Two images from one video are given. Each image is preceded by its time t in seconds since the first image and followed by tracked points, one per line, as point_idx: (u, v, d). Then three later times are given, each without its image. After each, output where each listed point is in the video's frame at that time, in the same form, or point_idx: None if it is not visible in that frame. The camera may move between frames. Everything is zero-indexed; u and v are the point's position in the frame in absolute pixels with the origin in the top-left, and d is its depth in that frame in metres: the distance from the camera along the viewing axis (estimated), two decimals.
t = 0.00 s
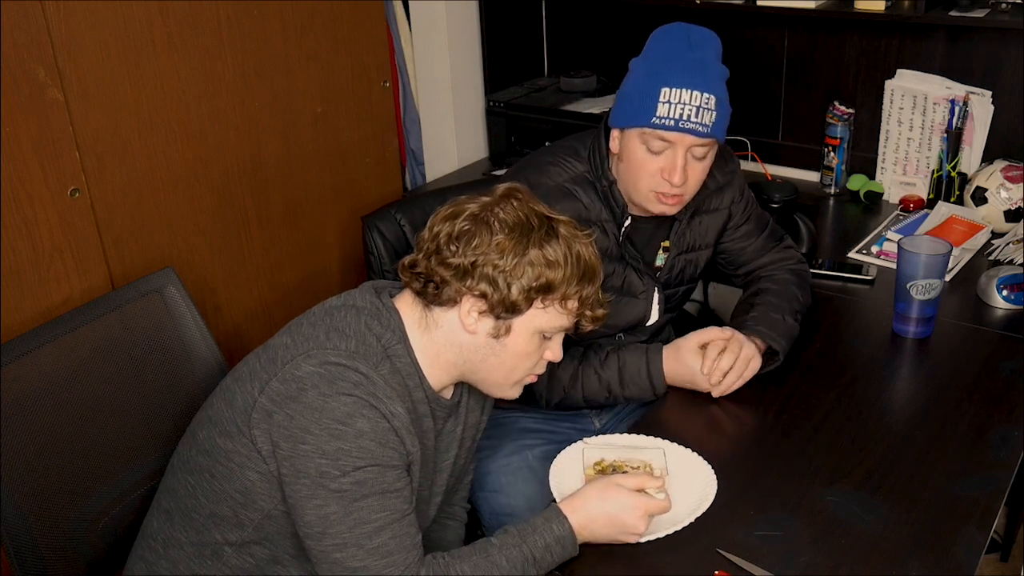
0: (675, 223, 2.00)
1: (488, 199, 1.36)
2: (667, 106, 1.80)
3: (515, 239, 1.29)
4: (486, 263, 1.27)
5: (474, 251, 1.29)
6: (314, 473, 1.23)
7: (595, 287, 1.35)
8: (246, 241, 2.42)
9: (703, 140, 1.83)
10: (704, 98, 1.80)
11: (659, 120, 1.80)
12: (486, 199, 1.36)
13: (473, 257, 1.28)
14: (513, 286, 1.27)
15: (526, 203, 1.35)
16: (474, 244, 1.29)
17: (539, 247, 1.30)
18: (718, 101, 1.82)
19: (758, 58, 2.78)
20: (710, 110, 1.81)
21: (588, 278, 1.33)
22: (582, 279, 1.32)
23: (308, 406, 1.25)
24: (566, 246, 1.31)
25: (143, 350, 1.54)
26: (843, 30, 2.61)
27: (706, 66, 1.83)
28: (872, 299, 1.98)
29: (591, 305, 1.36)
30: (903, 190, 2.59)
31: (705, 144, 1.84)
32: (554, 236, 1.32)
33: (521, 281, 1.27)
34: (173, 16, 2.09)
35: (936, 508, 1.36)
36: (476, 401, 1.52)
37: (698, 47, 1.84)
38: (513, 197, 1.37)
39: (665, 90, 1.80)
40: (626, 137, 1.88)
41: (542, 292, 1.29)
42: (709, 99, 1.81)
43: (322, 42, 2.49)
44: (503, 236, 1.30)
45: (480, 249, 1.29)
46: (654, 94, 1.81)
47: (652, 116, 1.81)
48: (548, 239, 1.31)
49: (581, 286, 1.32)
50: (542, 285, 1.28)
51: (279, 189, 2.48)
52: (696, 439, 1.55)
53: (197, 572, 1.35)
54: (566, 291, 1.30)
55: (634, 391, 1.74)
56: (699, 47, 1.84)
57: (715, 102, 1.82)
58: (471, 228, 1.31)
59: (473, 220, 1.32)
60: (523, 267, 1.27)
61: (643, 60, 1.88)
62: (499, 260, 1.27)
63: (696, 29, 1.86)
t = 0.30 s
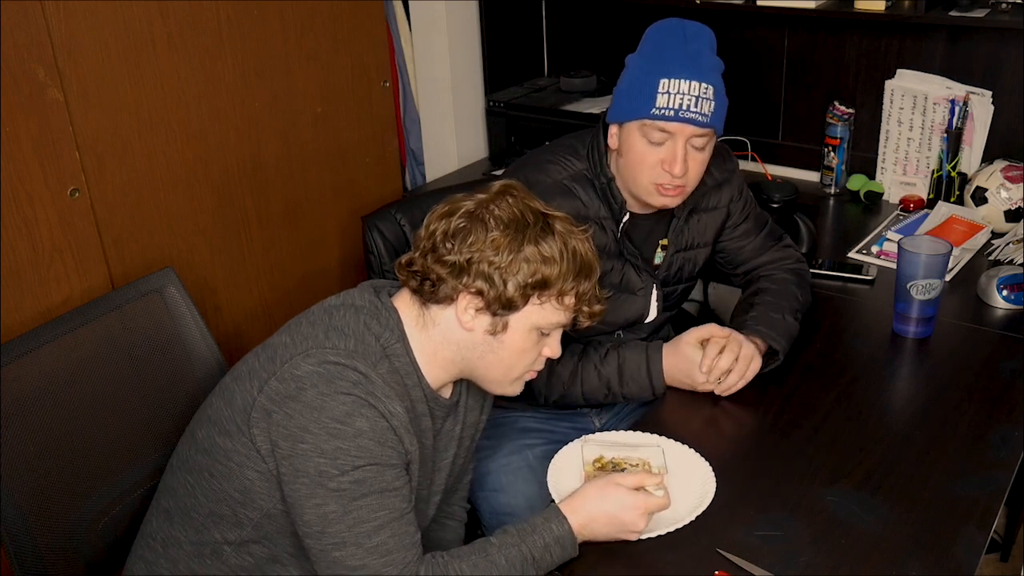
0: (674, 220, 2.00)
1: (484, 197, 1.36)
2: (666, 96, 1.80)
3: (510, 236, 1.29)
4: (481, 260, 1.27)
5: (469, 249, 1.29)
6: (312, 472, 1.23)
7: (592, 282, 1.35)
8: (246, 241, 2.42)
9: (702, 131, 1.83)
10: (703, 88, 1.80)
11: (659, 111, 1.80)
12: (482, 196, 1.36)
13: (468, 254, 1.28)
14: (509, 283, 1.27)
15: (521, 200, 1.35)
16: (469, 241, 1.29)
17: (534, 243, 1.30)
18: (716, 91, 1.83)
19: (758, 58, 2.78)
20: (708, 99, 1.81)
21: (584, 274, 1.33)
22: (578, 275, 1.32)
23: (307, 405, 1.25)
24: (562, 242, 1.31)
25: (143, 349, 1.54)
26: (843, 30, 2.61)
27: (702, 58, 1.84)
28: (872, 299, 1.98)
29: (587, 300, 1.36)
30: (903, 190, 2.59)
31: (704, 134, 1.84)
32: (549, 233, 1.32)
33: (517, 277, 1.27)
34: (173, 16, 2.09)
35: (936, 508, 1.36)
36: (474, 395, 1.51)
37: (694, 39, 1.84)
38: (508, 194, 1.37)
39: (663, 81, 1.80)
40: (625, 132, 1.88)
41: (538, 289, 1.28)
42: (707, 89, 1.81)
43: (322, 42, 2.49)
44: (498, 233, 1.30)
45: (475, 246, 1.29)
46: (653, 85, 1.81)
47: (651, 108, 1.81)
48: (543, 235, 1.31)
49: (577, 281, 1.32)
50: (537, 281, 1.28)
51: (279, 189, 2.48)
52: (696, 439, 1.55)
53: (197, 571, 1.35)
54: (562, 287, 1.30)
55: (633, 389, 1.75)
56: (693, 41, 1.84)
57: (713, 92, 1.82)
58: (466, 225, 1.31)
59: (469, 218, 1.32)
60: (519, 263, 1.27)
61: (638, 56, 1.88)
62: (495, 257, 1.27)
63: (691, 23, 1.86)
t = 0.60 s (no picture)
0: (674, 218, 2.00)
1: (482, 195, 1.36)
2: (674, 91, 1.80)
3: (508, 233, 1.29)
4: (480, 257, 1.28)
5: (468, 246, 1.29)
6: (311, 470, 1.23)
7: (591, 279, 1.35)
8: (246, 240, 2.42)
9: (709, 124, 1.84)
10: (709, 81, 1.81)
11: (668, 106, 1.80)
12: (481, 195, 1.37)
13: (467, 252, 1.28)
14: (508, 279, 1.27)
15: (519, 198, 1.35)
16: (468, 239, 1.30)
17: (533, 240, 1.29)
18: (719, 84, 1.84)
19: (758, 58, 2.78)
20: (714, 92, 1.82)
21: (583, 270, 1.33)
22: (577, 271, 1.31)
23: (306, 403, 1.25)
24: (560, 239, 1.31)
25: (143, 349, 1.54)
26: (842, 30, 2.61)
27: (702, 52, 1.85)
28: (872, 299, 1.98)
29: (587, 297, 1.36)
30: (903, 189, 2.59)
31: (710, 127, 1.85)
32: (547, 230, 1.32)
33: (516, 274, 1.27)
34: (173, 16, 2.09)
35: (936, 508, 1.36)
36: (473, 390, 1.51)
37: (691, 34, 1.85)
38: (506, 191, 1.37)
39: (670, 76, 1.80)
40: (630, 130, 1.87)
41: (537, 285, 1.28)
42: (713, 82, 1.82)
43: (322, 42, 2.49)
44: (497, 230, 1.30)
45: (474, 243, 1.29)
46: (659, 81, 1.80)
47: (660, 103, 1.80)
48: (542, 232, 1.31)
49: (576, 278, 1.32)
50: (536, 278, 1.27)
51: (279, 189, 2.48)
52: (696, 439, 1.55)
53: (197, 569, 1.36)
54: (561, 284, 1.30)
55: (633, 388, 1.75)
56: (692, 37, 1.85)
57: (718, 85, 1.83)
58: (465, 223, 1.32)
59: (467, 216, 1.32)
60: (518, 260, 1.27)
61: (637, 53, 1.88)
62: (493, 254, 1.27)
63: (688, 20, 1.87)
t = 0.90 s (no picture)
0: (674, 219, 2.00)
1: (482, 194, 1.36)
2: (682, 89, 1.79)
3: (507, 232, 1.29)
4: (479, 257, 1.28)
5: (467, 246, 1.29)
6: (312, 469, 1.23)
7: (591, 277, 1.35)
8: (247, 240, 2.42)
9: (716, 121, 1.84)
10: (714, 78, 1.81)
11: (676, 104, 1.79)
12: (479, 194, 1.37)
13: (466, 251, 1.28)
14: (508, 278, 1.27)
15: (518, 197, 1.35)
16: (467, 238, 1.30)
17: (532, 239, 1.29)
18: (724, 81, 1.84)
19: (758, 58, 2.78)
20: (720, 90, 1.83)
21: (584, 269, 1.33)
22: (577, 269, 1.31)
23: (306, 402, 1.25)
24: (560, 237, 1.31)
25: (144, 349, 1.54)
26: (843, 30, 2.61)
27: (705, 51, 1.85)
28: (872, 299, 1.98)
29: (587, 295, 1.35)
30: (903, 189, 2.59)
31: (717, 125, 1.85)
32: (547, 228, 1.32)
33: (515, 273, 1.27)
34: (173, 16, 2.09)
35: (936, 508, 1.36)
36: (473, 390, 1.51)
37: (692, 34, 1.86)
38: (505, 191, 1.37)
39: (677, 74, 1.79)
40: (636, 131, 1.86)
41: (536, 284, 1.28)
42: (717, 79, 1.82)
43: (322, 42, 2.49)
44: (496, 229, 1.30)
45: (473, 243, 1.29)
46: (666, 79, 1.79)
47: (667, 102, 1.79)
48: (541, 231, 1.31)
49: (576, 276, 1.31)
50: (536, 276, 1.27)
51: (279, 189, 2.48)
52: (696, 439, 1.55)
53: (198, 568, 1.36)
54: (561, 282, 1.30)
55: (630, 390, 1.75)
56: (693, 36, 1.86)
57: (722, 82, 1.83)
58: (463, 223, 1.32)
59: (467, 215, 1.33)
60: (517, 259, 1.27)
61: (638, 55, 1.88)
62: (493, 253, 1.28)
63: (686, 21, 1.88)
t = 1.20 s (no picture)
0: (674, 219, 2.00)
1: (475, 190, 1.36)
2: (682, 92, 1.79)
3: (500, 228, 1.29)
4: (473, 253, 1.28)
5: (460, 243, 1.29)
6: (310, 470, 1.23)
7: (586, 271, 1.34)
8: (246, 241, 2.42)
9: (717, 123, 1.84)
10: (715, 81, 1.81)
11: (676, 107, 1.79)
12: (472, 191, 1.37)
13: (459, 248, 1.29)
14: (501, 275, 1.27)
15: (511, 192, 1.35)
16: (460, 235, 1.30)
17: (526, 234, 1.29)
18: (725, 83, 1.84)
19: (757, 58, 2.79)
20: (721, 91, 1.82)
21: (579, 263, 1.33)
22: (572, 264, 1.31)
23: (304, 404, 1.25)
24: (553, 232, 1.31)
25: (144, 349, 1.54)
26: (843, 30, 2.61)
27: (705, 52, 1.85)
28: (872, 299, 1.98)
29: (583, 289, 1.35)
30: (903, 189, 2.59)
31: (718, 127, 1.85)
32: (540, 223, 1.32)
33: (509, 269, 1.27)
34: (173, 16, 2.09)
35: (936, 508, 1.36)
36: (473, 388, 1.51)
37: (693, 34, 1.85)
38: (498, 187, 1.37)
39: (678, 77, 1.79)
40: (636, 131, 1.86)
41: (531, 279, 1.28)
42: (719, 81, 1.82)
43: (322, 42, 2.49)
44: (488, 225, 1.30)
45: (466, 240, 1.29)
46: (667, 82, 1.80)
47: (668, 104, 1.80)
48: (534, 226, 1.31)
49: (571, 270, 1.31)
50: (530, 272, 1.27)
51: (279, 189, 2.48)
52: (696, 439, 1.55)
53: (197, 569, 1.36)
54: (556, 277, 1.29)
55: (630, 391, 1.74)
56: (694, 38, 1.85)
57: (723, 84, 1.83)
58: (456, 220, 1.32)
59: (460, 212, 1.33)
60: (510, 255, 1.27)
61: (638, 55, 1.88)
62: (486, 250, 1.28)
63: (688, 20, 1.87)
